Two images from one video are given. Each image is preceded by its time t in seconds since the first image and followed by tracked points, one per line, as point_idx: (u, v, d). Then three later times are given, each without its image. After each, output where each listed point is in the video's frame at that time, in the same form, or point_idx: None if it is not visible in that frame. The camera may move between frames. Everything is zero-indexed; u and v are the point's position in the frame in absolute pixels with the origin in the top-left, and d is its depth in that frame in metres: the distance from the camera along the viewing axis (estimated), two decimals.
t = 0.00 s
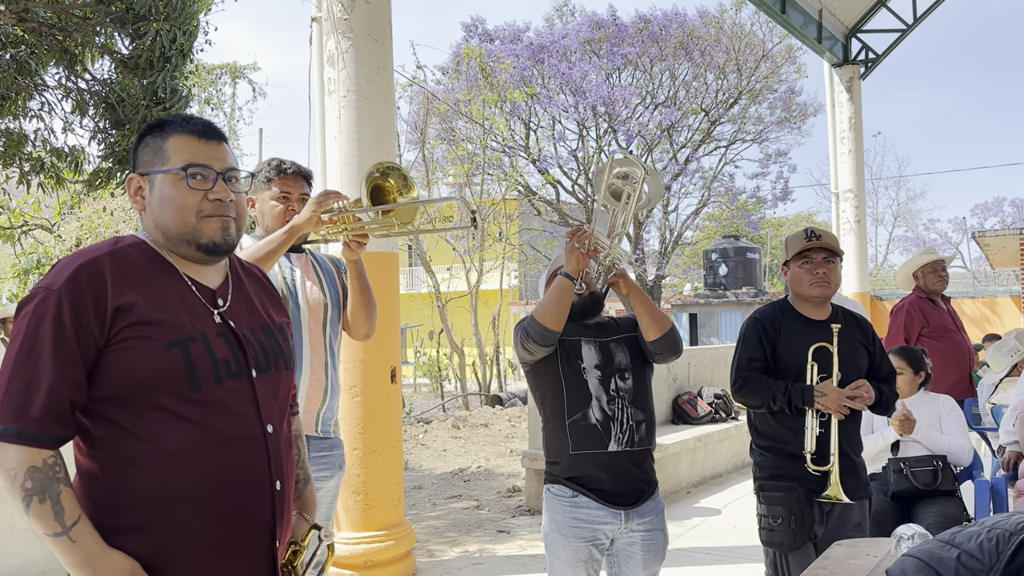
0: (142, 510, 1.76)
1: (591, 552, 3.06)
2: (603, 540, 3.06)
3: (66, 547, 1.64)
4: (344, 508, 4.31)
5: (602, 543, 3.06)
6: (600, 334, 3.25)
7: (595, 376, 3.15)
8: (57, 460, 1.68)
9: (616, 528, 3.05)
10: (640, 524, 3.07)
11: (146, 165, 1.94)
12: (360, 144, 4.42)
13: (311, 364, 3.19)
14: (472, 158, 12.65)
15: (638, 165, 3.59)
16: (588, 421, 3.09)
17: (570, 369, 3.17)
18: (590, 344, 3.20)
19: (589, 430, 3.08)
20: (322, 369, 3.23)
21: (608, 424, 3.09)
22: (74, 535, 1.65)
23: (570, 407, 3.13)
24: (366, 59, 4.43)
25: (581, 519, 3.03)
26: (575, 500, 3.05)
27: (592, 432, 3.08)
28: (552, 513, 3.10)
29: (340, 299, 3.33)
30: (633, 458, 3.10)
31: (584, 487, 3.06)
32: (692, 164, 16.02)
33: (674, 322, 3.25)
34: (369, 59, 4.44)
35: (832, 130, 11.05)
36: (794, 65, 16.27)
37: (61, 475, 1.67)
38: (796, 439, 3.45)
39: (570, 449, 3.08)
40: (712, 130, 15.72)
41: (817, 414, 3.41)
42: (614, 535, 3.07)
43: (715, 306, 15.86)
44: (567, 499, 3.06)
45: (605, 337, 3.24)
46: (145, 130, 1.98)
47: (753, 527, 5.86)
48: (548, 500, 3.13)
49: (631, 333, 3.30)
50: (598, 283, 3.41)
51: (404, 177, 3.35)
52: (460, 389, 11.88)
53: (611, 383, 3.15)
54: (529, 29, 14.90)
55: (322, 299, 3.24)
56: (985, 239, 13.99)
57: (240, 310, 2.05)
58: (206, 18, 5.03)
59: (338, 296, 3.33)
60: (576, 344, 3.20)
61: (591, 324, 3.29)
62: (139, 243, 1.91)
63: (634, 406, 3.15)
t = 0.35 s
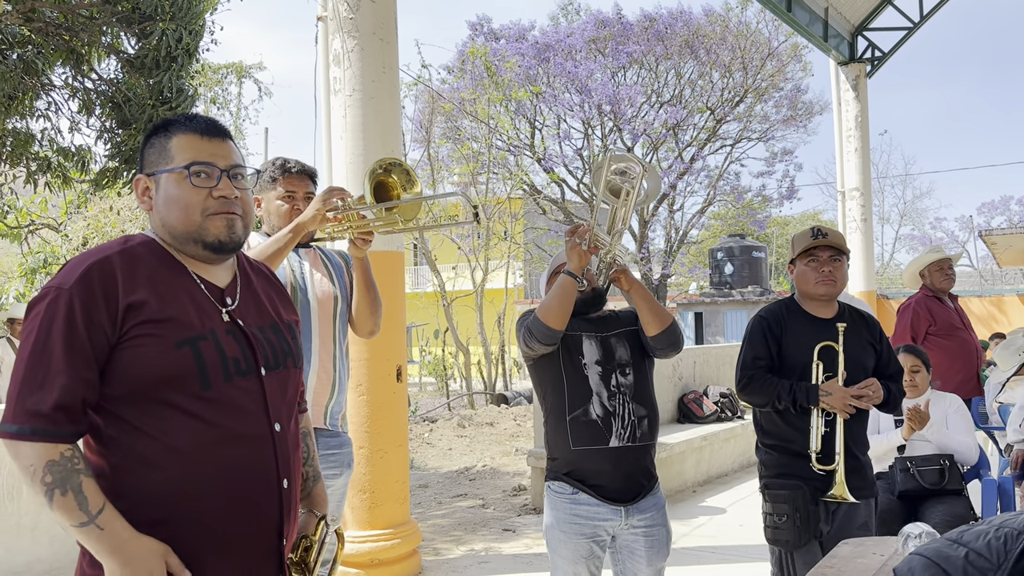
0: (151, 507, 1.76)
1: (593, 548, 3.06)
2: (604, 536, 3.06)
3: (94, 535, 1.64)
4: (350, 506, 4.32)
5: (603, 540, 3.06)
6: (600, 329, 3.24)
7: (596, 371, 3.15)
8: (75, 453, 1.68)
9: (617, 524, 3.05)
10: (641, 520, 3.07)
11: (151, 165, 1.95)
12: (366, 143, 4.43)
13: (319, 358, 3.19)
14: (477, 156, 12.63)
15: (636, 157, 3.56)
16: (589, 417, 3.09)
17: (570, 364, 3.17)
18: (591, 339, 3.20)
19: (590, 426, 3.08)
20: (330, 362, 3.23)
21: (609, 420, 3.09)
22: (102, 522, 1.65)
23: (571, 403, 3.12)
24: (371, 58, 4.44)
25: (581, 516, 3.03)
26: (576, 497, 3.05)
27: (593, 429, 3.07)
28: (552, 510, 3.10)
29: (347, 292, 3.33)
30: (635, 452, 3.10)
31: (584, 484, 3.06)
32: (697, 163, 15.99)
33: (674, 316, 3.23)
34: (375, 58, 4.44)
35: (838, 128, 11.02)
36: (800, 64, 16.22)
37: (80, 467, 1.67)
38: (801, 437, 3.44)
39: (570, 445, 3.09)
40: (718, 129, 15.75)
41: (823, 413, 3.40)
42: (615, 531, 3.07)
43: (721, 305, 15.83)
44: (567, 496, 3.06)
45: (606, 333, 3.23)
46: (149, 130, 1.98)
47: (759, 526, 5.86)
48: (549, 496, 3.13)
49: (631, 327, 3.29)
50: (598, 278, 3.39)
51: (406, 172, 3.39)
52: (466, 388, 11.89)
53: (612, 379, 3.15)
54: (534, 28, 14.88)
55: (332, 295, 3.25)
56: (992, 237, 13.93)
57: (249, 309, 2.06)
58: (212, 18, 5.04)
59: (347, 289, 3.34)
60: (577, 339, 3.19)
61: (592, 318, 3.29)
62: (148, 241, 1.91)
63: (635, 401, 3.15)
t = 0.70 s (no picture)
0: (157, 506, 1.76)
1: (590, 541, 3.06)
2: (601, 531, 3.07)
3: (145, 462, 1.65)
4: (355, 505, 4.32)
5: (600, 533, 3.07)
6: (606, 339, 3.21)
7: (601, 384, 3.14)
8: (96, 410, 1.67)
9: (614, 519, 3.06)
10: (636, 514, 3.09)
11: (155, 165, 1.95)
12: (371, 143, 4.42)
13: (325, 360, 3.20)
14: (482, 156, 12.60)
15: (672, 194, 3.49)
16: (592, 429, 3.08)
17: (577, 377, 3.14)
18: (597, 351, 3.17)
19: (592, 438, 3.07)
20: (336, 364, 3.24)
21: (610, 433, 3.08)
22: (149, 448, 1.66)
23: (574, 414, 3.11)
24: (376, 58, 4.43)
25: (579, 509, 3.04)
26: (574, 491, 3.06)
27: (595, 441, 3.07)
28: (550, 505, 3.10)
29: (349, 299, 3.32)
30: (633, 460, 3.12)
31: (583, 479, 3.07)
32: (702, 162, 15.98)
33: (678, 341, 3.20)
34: (379, 57, 4.44)
35: (844, 127, 10.99)
36: (805, 62, 16.17)
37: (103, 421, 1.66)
38: (806, 438, 3.44)
39: (572, 452, 3.08)
40: (723, 127, 15.74)
41: (828, 413, 3.39)
42: (611, 525, 3.08)
43: (726, 304, 15.79)
44: (565, 490, 3.07)
45: (611, 343, 3.21)
46: (152, 131, 1.98)
47: (764, 526, 5.84)
48: (546, 492, 3.13)
49: (634, 338, 3.26)
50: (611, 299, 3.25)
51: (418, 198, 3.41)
52: (470, 387, 11.89)
53: (616, 392, 3.14)
54: (539, 27, 14.87)
55: (336, 299, 3.26)
56: (999, 236, 13.86)
57: (256, 307, 2.06)
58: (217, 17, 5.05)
59: (349, 295, 3.33)
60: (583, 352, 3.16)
61: (600, 326, 3.26)
62: (155, 240, 1.92)
63: (636, 414, 3.15)
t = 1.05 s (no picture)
0: (166, 504, 1.76)
1: (591, 538, 3.05)
2: (602, 529, 3.06)
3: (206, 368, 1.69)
4: (358, 504, 4.32)
5: (601, 531, 3.06)
6: (611, 340, 3.21)
7: (605, 386, 3.13)
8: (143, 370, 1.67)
9: (615, 517, 3.06)
10: (636, 513, 3.08)
11: (153, 164, 1.95)
12: (375, 141, 4.42)
13: (327, 359, 3.19)
14: (486, 155, 12.59)
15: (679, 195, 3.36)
16: (595, 431, 3.08)
17: (581, 380, 3.14)
18: (602, 352, 3.17)
19: (595, 439, 3.06)
20: (338, 363, 3.23)
21: (613, 435, 3.08)
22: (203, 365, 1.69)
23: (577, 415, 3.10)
24: (380, 56, 4.43)
25: (581, 507, 3.03)
26: (576, 489, 3.05)
27: (598, 442, 3.06)
28: (552, 504, 3.08)
29: (351, 299, 3.31)
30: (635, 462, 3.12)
31: (585, 477, 3.06)
32: (707, 161, 15.96)
33: (681, 344, 3.21)
34: (383, 55, 4.44)
35: (849, 125, 10.95)
36: (809, 61, 16.13)
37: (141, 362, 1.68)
38: (812, 437, 3.42)
39: (574, 453, 3.07)
40: (727, 126, 15.72)
41: (833, 413, 3.39)
42: (612, 523, 3.07)
43: (730, 303, 15.76)
44: (567, 489, 3.06)
45: (615, 344, 3.21)
46: (150, 131, 1.98)
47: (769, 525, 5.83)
48: (547, 491, 3.12)
49: (639, 339, 3.27)
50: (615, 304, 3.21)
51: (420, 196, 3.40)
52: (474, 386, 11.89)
53: (620, 394, 3.14)
54: (543, 26, 14.85)
55: (338, 300, 3.25)
56: (1004, 235, 13.81)
57: (261, 305, 2.05)
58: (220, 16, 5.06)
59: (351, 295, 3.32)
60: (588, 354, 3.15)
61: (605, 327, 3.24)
62: (156, 240, 1.91)
63: (638, 415, 3.15)
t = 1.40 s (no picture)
0: (176, 503, 1.76)
1: (597, 540, 3.05)
2: (608, 530, 3.05)
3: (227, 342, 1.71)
4: (362, 503, 4.32)
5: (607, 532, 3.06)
6: (615, 340, 3.20)
7: (609, 385, 3.13)
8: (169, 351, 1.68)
9: (621, 517, 3.04)
10: (643, 513, 3.07)
11: (153, 164, 1.94)
12: (378, 140, 4.42)
13: (330, 358, 3.19)
14: (488, 153, 12.57)
15: (685, 195, 3.38)
16: (599, 431, 3.07)
17: (585, 378, 3.13)
18: (605, 352, 3.16)
19: (599, 439, 3.06)
20: (340, 361, 3.23)
21: (618, 435, 3.07)
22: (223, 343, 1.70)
23: (581, 415, 3.10)
24: (383, 55, 4.42)
25: (586, 508, 3.03)
26: (581, 490, 3.04)
27: (602, 442, 3.06)
28: (556, 504, 3.08)
29: (352, 297, 3.31)
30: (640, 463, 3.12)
31: (589, 478, 3.05)
32: (710, 159, 15.93)
33: (685, 344, 3.20)
34: (386, 54, 4.43)
35: (852, 124, 10.92)
36: (813, 59, 16.09)
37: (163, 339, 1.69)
38: (816, 436, 3.41)
39: (579, 453, 3.07)
40: (730, 124, 15.69)
41: (838, 412, 3.38)
42: (618, 524, 3.06)
43: (733, 301, 15.75)
44: (571, 489, 3.05)
45: (619, 344, 3.19)
46: (149, 129, 1.97)
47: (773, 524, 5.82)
48: (551, 491, 3.11)
49: (642, 340, 3.26)
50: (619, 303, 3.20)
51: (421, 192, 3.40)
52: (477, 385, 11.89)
53: (624, 393, 3.14)
54: (545, 24, 14.83)
55: (339, 298, 3.24)
56: (1008, 234, 13.78)
57: (265, 303, 2.05)
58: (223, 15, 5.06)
59: (353, 293, 3.32)
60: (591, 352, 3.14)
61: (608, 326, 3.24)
62: (158, 240, 1.91)
63: (643, 415, 3.14)
